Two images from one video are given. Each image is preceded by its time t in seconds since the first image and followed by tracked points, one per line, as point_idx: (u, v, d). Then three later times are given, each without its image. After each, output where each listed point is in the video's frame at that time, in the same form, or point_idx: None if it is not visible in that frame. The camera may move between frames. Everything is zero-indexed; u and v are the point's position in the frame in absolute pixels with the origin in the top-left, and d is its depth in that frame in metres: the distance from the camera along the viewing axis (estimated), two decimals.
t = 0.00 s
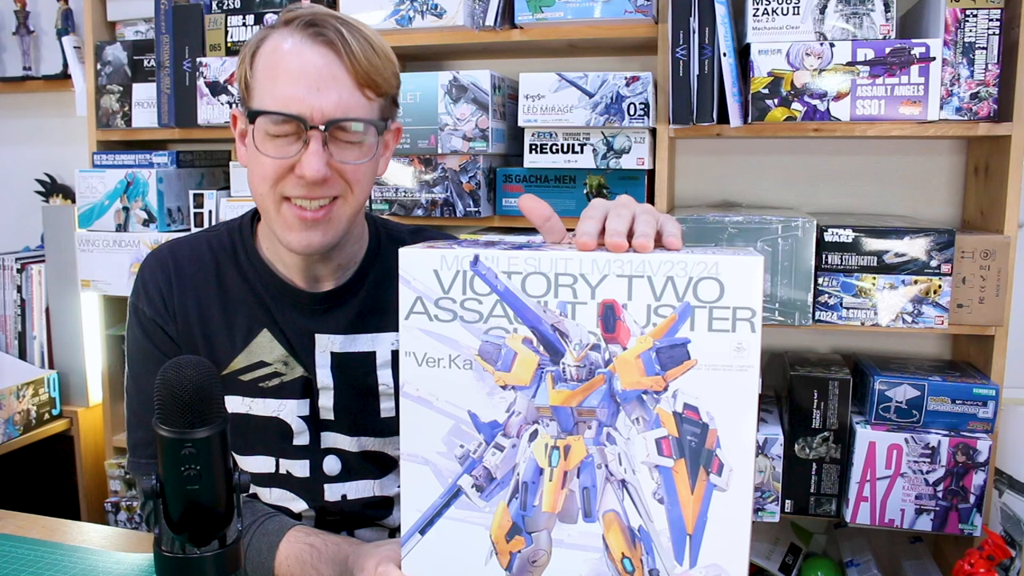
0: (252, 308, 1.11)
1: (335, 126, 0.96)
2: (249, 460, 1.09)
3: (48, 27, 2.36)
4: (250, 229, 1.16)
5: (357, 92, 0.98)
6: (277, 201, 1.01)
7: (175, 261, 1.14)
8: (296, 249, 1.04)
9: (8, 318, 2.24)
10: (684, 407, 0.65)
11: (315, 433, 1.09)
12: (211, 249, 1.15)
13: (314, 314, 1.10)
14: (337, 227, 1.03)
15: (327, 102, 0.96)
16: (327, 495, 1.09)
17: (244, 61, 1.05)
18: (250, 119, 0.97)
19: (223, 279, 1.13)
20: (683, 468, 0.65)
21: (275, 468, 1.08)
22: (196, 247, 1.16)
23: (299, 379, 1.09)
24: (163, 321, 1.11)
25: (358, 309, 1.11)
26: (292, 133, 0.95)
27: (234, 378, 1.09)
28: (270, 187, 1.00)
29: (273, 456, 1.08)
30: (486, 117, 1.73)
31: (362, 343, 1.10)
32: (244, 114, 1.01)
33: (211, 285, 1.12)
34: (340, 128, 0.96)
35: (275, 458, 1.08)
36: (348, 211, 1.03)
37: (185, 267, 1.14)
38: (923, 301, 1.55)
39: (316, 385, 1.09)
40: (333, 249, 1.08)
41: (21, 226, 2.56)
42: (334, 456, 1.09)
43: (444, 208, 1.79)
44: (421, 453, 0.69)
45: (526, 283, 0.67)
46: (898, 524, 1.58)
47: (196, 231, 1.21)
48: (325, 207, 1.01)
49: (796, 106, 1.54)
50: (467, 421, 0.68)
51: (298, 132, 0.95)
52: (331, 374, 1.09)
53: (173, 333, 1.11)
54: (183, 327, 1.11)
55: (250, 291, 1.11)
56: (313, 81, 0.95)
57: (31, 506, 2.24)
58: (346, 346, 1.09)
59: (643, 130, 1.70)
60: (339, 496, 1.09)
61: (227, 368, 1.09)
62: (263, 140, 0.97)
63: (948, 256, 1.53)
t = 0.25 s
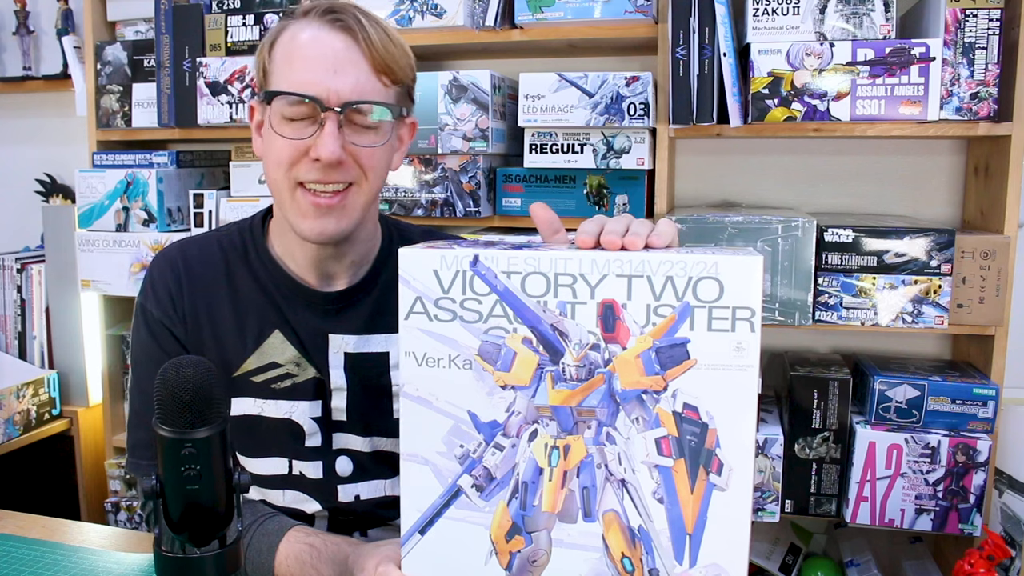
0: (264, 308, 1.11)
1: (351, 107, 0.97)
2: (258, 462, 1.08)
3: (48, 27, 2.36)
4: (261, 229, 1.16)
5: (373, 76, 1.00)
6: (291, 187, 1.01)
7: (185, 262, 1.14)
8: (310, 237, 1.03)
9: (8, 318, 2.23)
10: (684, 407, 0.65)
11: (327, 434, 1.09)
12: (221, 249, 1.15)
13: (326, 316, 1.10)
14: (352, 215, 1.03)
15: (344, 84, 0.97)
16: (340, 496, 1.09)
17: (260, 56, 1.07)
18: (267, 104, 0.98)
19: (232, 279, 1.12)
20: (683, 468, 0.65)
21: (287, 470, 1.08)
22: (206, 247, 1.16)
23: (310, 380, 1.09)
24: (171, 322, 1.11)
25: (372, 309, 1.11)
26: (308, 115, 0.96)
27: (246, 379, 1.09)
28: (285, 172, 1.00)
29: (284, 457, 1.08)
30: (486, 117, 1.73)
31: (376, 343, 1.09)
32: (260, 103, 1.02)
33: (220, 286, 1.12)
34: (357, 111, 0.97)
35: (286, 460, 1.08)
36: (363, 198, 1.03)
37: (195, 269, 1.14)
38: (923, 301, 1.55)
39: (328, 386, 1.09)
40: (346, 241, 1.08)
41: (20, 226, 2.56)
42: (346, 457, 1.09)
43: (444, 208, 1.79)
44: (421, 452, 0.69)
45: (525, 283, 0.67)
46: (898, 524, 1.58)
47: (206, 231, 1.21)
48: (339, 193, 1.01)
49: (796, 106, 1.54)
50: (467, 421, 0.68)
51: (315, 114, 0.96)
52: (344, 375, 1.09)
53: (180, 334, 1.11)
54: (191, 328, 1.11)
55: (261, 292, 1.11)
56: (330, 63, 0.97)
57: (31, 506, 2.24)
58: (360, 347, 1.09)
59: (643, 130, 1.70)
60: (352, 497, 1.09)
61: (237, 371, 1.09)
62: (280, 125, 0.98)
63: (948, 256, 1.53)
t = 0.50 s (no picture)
0: (278, 312, 1.11)
1: (333, 87, 0.97)
2: (270, 466, 1.08)
3: (48, 27, 2.36)
4: (274, 233, 1.16)
5: (356, 58, 1.00)
6: (286, 178, 1.00)
7: (198, 266, 1.15)
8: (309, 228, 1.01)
9: (8, 318, 2.24)
10: (684, 403, 0.65)
11: (340, 438, 1.09)
12: (233, 253, 1.16)
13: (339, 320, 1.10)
14: (350, 201, 1.01)
15: (326, 66, 0.97)
16: (354, 500, 1.08)
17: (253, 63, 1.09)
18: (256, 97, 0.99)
19: (246, 283, 1.13)
20: (683, 465, 0.65)
21: (301, 474, 1.08)
22: (219, 251, 1.16)
23: (325, 385, 1.08)
24: (182, 327, 1.11)
25: (387, 312, 1.11)
26: (293, 100, 0.96)
27: (261, 384, 1.09)
28: (278, 163, 1.00)
29: (297, 461, 1.08)
30: (486, 117, 1.73)
31: (390, 347, 1.10)
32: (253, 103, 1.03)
33: (233, 289, 1.13)
34: (341, 91, 0.97)
35: (300, 464, 1.08)
36: (359, 183, 1.01)
37: (207, 271, 1.14)
38: (923, 301, 1.55)
39: (343, 391, 1.09)
40: (350, 234, 1.06)
41: (21, 226, 2.56)
42: (360, 460, 1.09)
43: (444, 208, 1.79)
44: (421, 449, 0.70)
45: (527, 280, 0.67)
46: (898, 524, 1.58)
47: (217, 234, 1.21)
48: (333, 179, 1.00)
49: (796, 106, 1.54)
50: (468, 418, 0.69)
51: (299, 98, 0.96)
52: (360, 380, 1.09)
53: (191, 338, 1.11)
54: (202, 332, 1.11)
55: (274, 294, 1.12)
56: (311, 48, 0.97)
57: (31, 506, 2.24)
58: (375, 351, 1.09)
59: (643, 130, 1.70)
60: (365, 500, 1.09)
61: (251, 375, 1.09)
62: (269, 116, 0.98)
63: (948, 256, 1.53)
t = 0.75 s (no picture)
0: (281, 315, 1.11)
1: (301, 83, 0.96)
2: (277, 468, 1.08)
3: (48, 27, 2.36)
4: (276, 234, 1.16)
5: (323, 53, 0.99)
6: (266, 182, 0.98)
7: (200, 268, 1.14)
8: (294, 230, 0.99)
9: (8, 318, 2.24)
10: (684, 405, 0.65)
11: (347, 439, 1.09)
12: (236, 254, 1.16)
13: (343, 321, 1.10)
14: (332, 197, 0.99)
15: (293, 64, 0.97)
16: (363, 500, 1.09)
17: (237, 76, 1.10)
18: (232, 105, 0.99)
19: (249, 286, 1.13)
20: (683, 467, 0.66)
21: (309, 475, 1.08)
22: (221, 253, 1.16)
23: (330, 387, 1.09)
24: (184, 330, 1.11)
25: (391, 313, 1.11)
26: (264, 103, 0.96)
27: (265, 387, 1.09)
28: (258, 169, 0.99)
29: (305, 463, 1.08)
30: (486, 117, 1.73)
31: (393, 348, 1.09)
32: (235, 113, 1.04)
33: (236, 292, 1.13)
34: (310, 86, 0.96)
35: (308, 466, 1.08)
36: (340, 180, 0.99)
37: (209, 273, 1.14)
38: (923, 301, 1.55)
39: (349, 392, 1.09)
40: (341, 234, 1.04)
41: (20, 226, 2.56)
42: (367, 461, 1.09)
43: (444, 208, 1.79)
44: (421, 451, 0.70)
45: (527, 282, 0.68)
46: (898, 524, 1.58)
47: (219, 235, 1.21)
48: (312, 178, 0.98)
49: (795, 107, 1.54)
50: (468, 419, 0.69)
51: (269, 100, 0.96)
52: (365, 381, 1.09)
53: (192, 342, 1.11)
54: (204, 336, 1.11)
55: (277, 296, 1.12)
56: (277, 48, 0.97)
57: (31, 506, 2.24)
58: (379, 353, 1.09)
59: (643, 130, 1.70)
60: (373, 501, 1.09)
61: (256, 378, 1.09)
62: (246, 122, 0.98)
63: (948, 256, 1.53)
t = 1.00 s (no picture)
0: (278, 314, 1.11)
1: (294, 87, 0.95)
2: (276, 467, 1.08)
3: (48, 27, 2.36)
4: (272, 234, 1.16)
5: (312, 55, 0.99)
6: (261, 188, 0.98)
7: (197, 268, 1.14)
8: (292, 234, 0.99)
9: (8, 318, 2.24)
10: (684, 406, 0.65)
11: (345, 438, 1.09)
12: (233, 254, 1.15)
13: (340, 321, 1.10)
14: (330, 200, 1.00)
15: (284, 67, 0.96)
16: (363, 498, 1.10)
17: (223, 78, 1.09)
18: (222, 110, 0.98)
19: (246, 285, 1.13)
20: (683, 468, 0.66)
21: (309, 473, 1.09)
22: (218, 253, 1.16)
23: (328, 386, 1.09)
24: (181, 331, 1.11)
25: (387, 312, 1.11)
26: (256, 108, 0.95)
27: (263, 386, 1.09)
28: (253, 174, 0.98)
29: (304, 461, 1.09)
30: (486, 117, 1.73)
31: (391, 346, 1.09)
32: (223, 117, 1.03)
33: (233, 291, 1.12)
34: (302, 91, 0.96)
35: (307, 464, 1.09)
36: (336, 182, 1.00)
37: (207, 273, 1.14)
38: (923, 301, 1.55)
39: (347, 391, 1.09)
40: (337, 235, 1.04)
41: (20, 226, 2.56)
42: (366, 460, 1.10)
43: (444, 208, 1.79)
44: (421, 452, 0.70)
45: (526, 283, 0.68)
46: (898, 524, 1.58)
47: (215, 235, 1.20)
48: (308, 182, 0.98)
49: (796, 107, 1.54)
50: (467, 421, 0.69)
51: (261, 105, 0.95)
52: (363, 380, 1.09)
53: (190, 343, 1.11)
54: (203, 336, 1.11)
55: (275, 296, 1.11)
56: (267, 51, 0.96)
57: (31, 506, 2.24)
58: (376, 352, 1.09)
59: (643, 130, 1.70)
60: (373, 499, 1.10)
61: (254, 377, 1.09)
62: (238, 127, 0.97)
63: (948, 256, 1.53)
